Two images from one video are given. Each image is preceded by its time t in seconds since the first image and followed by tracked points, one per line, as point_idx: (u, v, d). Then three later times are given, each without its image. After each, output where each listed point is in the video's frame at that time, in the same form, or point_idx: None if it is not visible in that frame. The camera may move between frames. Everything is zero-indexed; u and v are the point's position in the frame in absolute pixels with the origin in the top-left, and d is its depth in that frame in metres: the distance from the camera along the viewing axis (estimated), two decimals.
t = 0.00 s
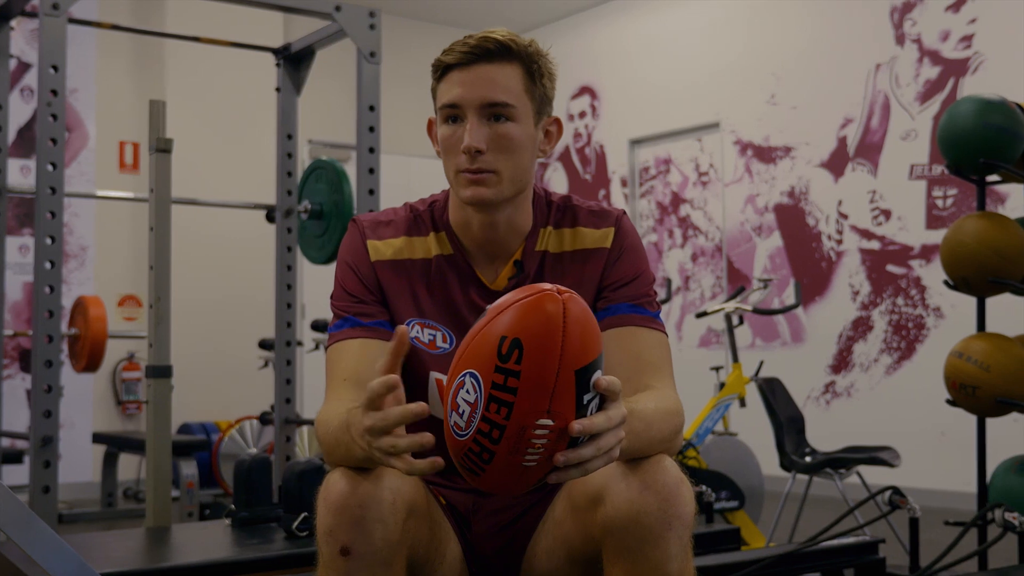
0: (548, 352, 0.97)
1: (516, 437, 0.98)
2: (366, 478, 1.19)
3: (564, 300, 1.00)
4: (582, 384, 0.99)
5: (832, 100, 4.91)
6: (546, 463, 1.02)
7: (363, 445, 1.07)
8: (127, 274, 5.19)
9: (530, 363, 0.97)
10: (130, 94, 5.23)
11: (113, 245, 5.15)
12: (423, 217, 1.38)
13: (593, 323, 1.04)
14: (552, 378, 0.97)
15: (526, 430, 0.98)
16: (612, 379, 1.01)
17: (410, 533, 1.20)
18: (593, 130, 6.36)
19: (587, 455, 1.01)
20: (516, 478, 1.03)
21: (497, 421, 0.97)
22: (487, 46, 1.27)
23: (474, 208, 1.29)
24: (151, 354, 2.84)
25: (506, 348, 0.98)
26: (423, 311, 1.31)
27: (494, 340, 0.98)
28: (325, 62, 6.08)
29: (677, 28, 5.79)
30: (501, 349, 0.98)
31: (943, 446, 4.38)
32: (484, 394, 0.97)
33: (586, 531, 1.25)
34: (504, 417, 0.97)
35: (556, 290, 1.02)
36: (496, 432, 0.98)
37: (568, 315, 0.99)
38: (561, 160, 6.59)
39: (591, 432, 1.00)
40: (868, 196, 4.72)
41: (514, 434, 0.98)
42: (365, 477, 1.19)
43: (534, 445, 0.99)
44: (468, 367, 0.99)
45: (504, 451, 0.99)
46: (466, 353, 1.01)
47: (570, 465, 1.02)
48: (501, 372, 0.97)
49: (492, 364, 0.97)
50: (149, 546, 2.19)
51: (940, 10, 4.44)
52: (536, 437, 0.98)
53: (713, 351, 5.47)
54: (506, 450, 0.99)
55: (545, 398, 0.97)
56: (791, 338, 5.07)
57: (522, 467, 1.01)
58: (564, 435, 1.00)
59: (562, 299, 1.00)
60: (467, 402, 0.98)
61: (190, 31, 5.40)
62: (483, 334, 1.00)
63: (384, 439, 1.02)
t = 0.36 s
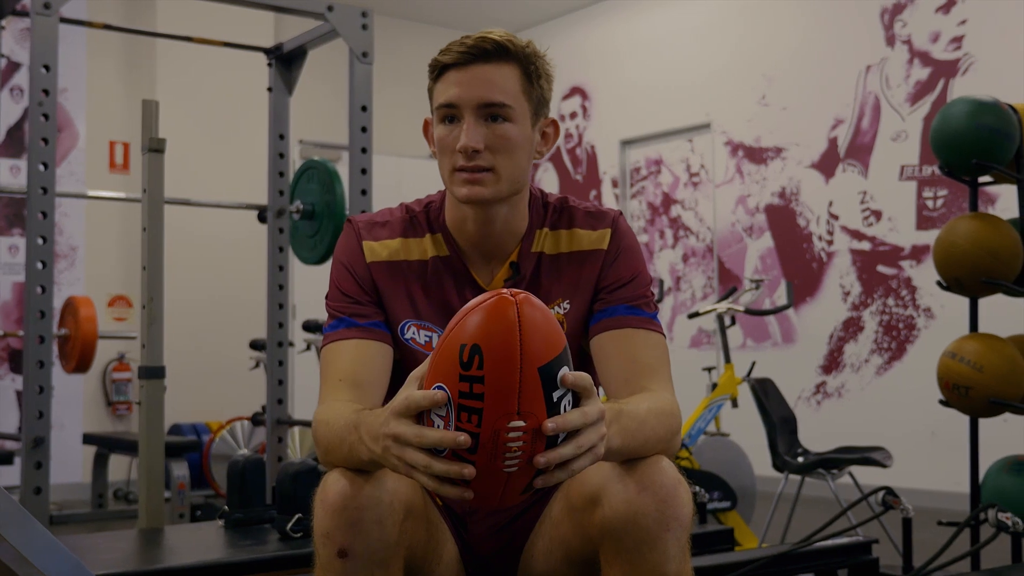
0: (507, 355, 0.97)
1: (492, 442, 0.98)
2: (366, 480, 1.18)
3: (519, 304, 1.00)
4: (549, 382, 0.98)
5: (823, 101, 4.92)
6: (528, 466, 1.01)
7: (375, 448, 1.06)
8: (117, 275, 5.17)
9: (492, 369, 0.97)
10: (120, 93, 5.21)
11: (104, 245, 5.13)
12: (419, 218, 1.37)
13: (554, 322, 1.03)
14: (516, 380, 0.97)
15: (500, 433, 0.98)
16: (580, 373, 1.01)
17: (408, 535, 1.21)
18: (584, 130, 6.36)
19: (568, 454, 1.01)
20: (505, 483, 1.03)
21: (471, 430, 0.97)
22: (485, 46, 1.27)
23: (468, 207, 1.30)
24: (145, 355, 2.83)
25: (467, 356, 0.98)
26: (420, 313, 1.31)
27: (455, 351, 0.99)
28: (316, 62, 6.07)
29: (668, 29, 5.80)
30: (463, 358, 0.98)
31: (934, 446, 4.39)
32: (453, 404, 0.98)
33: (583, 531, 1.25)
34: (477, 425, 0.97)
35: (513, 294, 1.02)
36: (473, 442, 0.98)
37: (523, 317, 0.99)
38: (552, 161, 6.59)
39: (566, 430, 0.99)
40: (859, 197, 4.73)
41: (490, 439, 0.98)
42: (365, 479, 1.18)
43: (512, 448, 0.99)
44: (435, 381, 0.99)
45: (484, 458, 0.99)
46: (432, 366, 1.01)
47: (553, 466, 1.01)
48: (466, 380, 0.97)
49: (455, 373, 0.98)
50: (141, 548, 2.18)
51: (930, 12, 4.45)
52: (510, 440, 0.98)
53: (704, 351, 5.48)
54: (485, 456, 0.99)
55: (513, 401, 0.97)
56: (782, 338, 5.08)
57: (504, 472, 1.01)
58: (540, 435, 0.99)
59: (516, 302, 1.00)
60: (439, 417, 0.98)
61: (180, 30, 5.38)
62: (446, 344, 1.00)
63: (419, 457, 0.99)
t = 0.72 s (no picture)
0: (477, 363, 0.96)
1: (484, 450, 0.98)
2: (371, 481, 1.18)
3: (476, 309, 0.99)
4: (523, 378, 0.98)
5: (818, 101, 4.93)
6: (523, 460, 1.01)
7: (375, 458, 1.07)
8: (110, 275, 5.16)
9: (465, 381, 0.96)
10: (114, 93, 5.20)
11: (97, 246, 5.12)
12: (426, 216, 1.37)
13: (516, 316, 1.02)
14: (491, 388, 0.96)
15: (489, 439, 0.97)
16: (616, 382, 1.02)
17: (413, 536, 1.21)
18: (578, 131, 6.37)
19: (581, 454, 1.02)
20: (503, 482, 1.03)
21: (459, 442, 0.97)
22: (495, 45, 1.27)
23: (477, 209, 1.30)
24: (142, 354, 2.82)
25: (437, 376, 0.97)
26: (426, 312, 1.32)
27: (424, 370, 0.97)
28: (310, 63, 6.07)
29: (662, 30, 5.80)
30: (433, 378, 0.97)
31: (928, 447, 4.40)
32: (437, 424, 0.97)
33: (588, 532, 1.25)
34: (465, 437, 0.97)
35: (469, 300, 1.01)
36: (465, 453, 0.98)
37: (484, 321, 0.98)
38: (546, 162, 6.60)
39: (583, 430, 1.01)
40: (853, 197, 4.74)
41: (481, 448, 0.97)
42: (370, 480, 1.18)
43: (503, 450, 0.99)
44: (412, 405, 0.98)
45: (478, 466, 0.99)
46: (405, 389, 1.00)
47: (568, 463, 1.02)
48: (443, 400, 0.96)
49: (430, 396, 0.97)
50: (140, 548, 2.18)
51: (924, 13, 4.46)
52: (501, 443, 0.98)
53: (697, 352, 5.48)
54: (481, 464, 0.99)
55: (493, 407, 0.96)
56: (776, 339, 5.09)
57: (503, 472, 1.01)
58: (527, 430, 0.99)
59: (475, 309, 0.99)
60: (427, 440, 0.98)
61: (173, 30, 5.37)
62: (412, 366, 0.99)
63: (416, 472, 0.99)
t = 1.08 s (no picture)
0: (528, 376, 0.97)
1: (512, 460, 0.99)
2: (375, 482, 1.18)
3: (535, 321, 0.99)
4: (567, 400, 0.99)
5: (812, 103, 4.93)
6: (545, 478, 1.03)
7: (388, 455, 1.07)
8: (104, 275, 5.15)
9: (512, 391, 0.97)
10: (106, 93, 5.19)
11: (91, 246, 5.12)
12: (429, 218, 1.38)
13: (568, 336, 1.02)
14: (536, 403, 0.97)
15: (520, 453, 0.99)
16: (597, 389, 1.02)
17: (416, 535, 1.21)
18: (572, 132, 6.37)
19: (583, 468, 1.02)
20: (518, 494, 1.04)
21: (489, 449, 0.98)
22: (500, 48, 1.27)
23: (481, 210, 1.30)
24: (139, 355, 2.81)
25: (485, 378, 0.98)
26: (429, 314, 1.32)
27: (473, 371, 0.98)
28: (305, 64, 6.06)
29: (657, 31, 5.81)
30: (482, 379, 0.98)
31: (922, 448, 4.41)
32: (472, 426, 0.98)
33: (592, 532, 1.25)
34: (496, 445, 0.98)
35: (528, 310, 1.01)
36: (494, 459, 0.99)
37: (541, 336, 0.98)
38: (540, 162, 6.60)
39: (582, 444, 1.00)
40: (847, 198, 4.75)
41: (509, 458, 0.99)
42: (374, 482, 1.18)
43: (531, 463, 1.00)
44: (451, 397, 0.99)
45: (503, 475, 1.01)
46: (446, 384, 1.01)
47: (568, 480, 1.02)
48: (486, 403, 0.98)
49: (475, 396, 0.98)
50: (137, 550, 2.18)
51: (917, 14, 4.47)
52: (531, 458, 1.00)
53: (691, 353, 5.49)
54: (503, 473, 1.00)
55: (533, 421, 0.98)
56: (769, 340, 5.10)
57: (523, 485, 1.03)
58: (558, 449, 1.00)
59: (533, 320, 0.99)
60: (457, 437, 0.99)
61: (166, 30, 5.36)
62: (462, 361, 1.00)
63: (437, 472, 0.99)
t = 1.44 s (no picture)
0: (538, 371, 0.97)
1: (521, 455, 0.99)
2: (379, 481, 1.18)
3: (544, 315, 0.99)
4: (576, 393, 0.99)
5: (808, 102, 4.94)
6: (554, 473, 1.03)
7: (396, 450, 1.07)
8: (99, 275, 5.14)
9: (521, 384, 0.97)
10: (101, 92, 5.19)
11: (86, 246, 5.11)
12: (429, 218, 1.38)
13: (576, 328, 1.02)
14: (545, 395, 0.97)
15: (529, 447, 0.99)
16: (605, 380, 1.02)
17: (420, 535, 1.21)
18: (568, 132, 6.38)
19: (592, 460, 1.02)
20: (527, 489, 1.04)
21: (499, 443, 0.98)
22: (500, 47, 1.27)
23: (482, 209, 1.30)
24: (137, 355, 2.81)
25: (494, 372, 0.97)
26: (429, 313, 1.32)
27: (482, 365, 0.98)
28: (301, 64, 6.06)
29: (653, 31, 5.80)
30: (490, 373, 0.98)
31: (918, 447, 4.41)
32: (481, 420, 0.98)
33: (594, 531, 1.25)
34: (506, 439, 0.98)
35: (537, 304, 1.00)
36: (502, 454, 0.99)
37: (550, 329, 0.98)
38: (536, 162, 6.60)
39: (591, 434, 1.00)
40: (843, 198, 4.76)
41: (519, 453, 0.99)
42: (380, 480, 1.18)
43: (540, 458, 1.00)
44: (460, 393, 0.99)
45: (511, 470, 1.00)
46: (455, 378, 1.01)
47: (576, 471, 1.03)
48: (494, 397, 0.97)
49: (483, 391, 0.98)
50: (135, 549, 2.18)
51: (912, 14, 4.47)
52: (539, 452, 0.99)
53: (687, 352, 5.50)
54: (512, 467, 1.00)
55: (542, 415, 0.97)
56: (766, 339, 5.10)
57: (531, 480, 1.03)
58: (567, 442, 1.00)
59: (543, 314, 0.99)
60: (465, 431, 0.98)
61: (161, 29, 5.35)
62: (471, 356, 0.99)
63: (445, 466, 0.99)
